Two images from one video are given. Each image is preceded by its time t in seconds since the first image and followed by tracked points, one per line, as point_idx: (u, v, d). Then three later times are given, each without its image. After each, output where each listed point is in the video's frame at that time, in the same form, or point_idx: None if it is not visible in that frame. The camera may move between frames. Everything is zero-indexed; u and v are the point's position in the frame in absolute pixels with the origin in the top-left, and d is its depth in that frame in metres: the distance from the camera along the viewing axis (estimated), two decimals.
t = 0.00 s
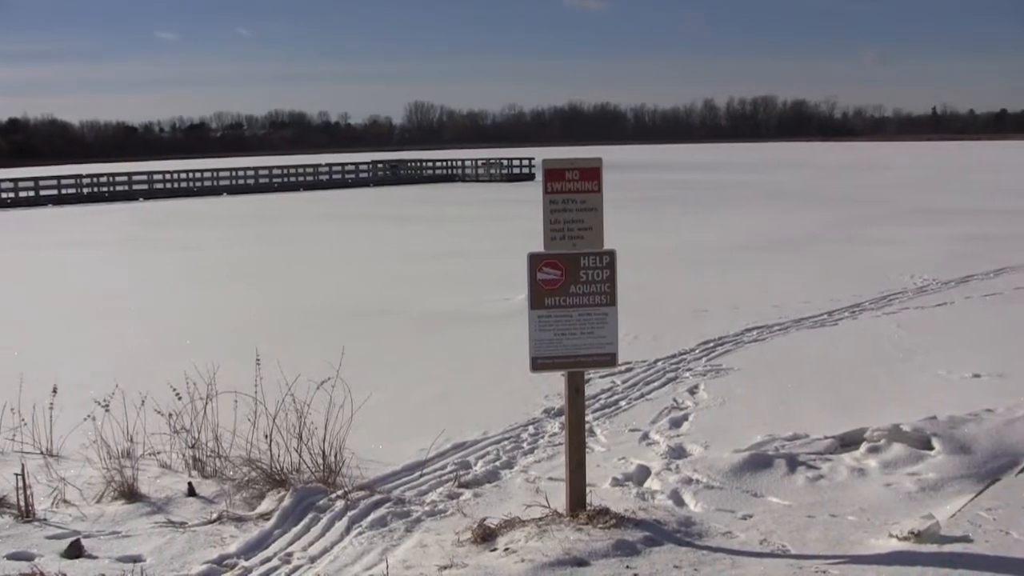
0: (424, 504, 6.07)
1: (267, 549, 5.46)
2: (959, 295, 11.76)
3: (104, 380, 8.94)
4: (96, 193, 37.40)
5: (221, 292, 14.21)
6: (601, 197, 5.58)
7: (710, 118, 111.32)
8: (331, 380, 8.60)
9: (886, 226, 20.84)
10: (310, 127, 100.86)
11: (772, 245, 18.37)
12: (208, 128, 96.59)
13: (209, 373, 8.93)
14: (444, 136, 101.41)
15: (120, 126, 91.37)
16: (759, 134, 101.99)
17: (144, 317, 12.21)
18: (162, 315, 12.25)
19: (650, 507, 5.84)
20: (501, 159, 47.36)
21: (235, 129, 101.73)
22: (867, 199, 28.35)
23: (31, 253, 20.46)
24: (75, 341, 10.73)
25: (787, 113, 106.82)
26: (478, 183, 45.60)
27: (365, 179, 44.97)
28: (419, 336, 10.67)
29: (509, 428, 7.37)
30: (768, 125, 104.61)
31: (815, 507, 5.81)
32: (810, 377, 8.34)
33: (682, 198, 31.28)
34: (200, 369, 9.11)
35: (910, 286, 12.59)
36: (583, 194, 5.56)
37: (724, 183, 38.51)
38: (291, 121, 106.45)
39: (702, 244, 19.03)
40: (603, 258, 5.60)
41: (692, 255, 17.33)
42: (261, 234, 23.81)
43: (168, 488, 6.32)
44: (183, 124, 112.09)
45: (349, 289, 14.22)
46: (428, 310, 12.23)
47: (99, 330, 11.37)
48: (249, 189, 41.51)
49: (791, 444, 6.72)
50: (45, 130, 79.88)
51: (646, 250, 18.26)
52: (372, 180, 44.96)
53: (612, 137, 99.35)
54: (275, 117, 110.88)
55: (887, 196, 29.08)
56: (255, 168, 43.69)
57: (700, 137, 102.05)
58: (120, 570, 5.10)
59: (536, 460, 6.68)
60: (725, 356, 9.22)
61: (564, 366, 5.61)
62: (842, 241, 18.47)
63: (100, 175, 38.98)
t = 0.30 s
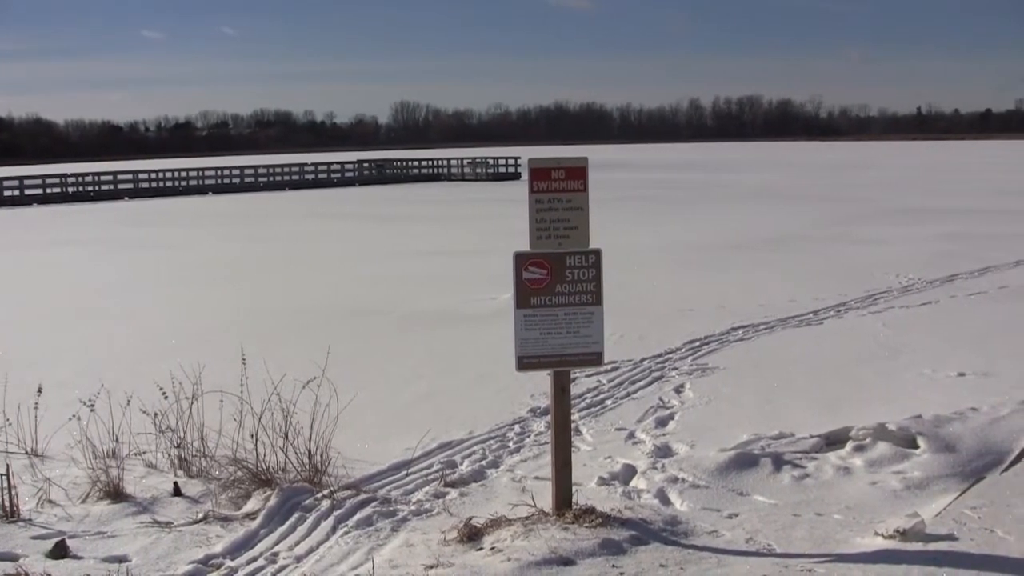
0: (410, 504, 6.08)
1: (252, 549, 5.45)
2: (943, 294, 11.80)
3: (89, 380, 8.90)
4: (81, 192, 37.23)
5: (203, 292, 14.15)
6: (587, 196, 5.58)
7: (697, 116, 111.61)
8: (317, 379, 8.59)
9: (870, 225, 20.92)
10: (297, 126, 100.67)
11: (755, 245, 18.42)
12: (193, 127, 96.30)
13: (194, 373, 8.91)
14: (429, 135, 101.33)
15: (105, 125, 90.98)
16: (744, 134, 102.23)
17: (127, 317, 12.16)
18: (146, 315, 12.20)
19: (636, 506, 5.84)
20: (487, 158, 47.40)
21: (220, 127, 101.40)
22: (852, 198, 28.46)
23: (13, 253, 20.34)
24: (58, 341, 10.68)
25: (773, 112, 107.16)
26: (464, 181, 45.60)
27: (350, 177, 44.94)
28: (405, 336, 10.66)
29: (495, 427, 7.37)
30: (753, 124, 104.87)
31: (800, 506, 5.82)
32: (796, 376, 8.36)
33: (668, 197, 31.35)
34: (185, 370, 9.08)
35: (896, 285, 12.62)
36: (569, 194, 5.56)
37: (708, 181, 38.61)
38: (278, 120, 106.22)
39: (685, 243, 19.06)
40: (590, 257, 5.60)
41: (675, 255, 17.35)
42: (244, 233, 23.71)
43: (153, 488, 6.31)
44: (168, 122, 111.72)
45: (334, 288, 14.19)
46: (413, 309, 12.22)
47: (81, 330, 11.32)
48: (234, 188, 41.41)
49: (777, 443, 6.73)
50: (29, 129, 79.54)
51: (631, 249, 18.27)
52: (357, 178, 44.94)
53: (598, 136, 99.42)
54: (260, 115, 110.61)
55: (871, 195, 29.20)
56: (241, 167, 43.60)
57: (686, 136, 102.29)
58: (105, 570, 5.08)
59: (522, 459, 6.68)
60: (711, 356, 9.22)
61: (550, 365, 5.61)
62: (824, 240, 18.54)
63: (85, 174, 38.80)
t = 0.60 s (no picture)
0: (397, 503, 6.07)
1: (239, 549, 5.45)
2: (929, 294, 11.83)
3: (75, 380, 8.87)
4: (68, 192, 37.07)
5: (187, 292, 14.08)
6: (573, 195, 5.58)
7: (683, 115, 111.88)
8: (303, 379, 8.57)
9: (855, 225, 20.98)
10: (285, 124, 100.46)
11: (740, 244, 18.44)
12: (180, 127, 96.06)
13: (181, 372, 8.88)
14: (417, 134, 101.24)
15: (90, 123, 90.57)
16: (732, 133, 102.44)
17: (111, 317, 12.11)
18: (130, 315, 12.15)
19: (623, 505, 5.85)
20: (474, 158, 47.40)
21: (205, 126, 101.09)
22: (838, 198, 28.53)
23: None
24: (42, 342, 10.63)
25: (760, 111, 107.44)
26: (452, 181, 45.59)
27: (337, 177, 44.90)
28: (392, 335, 10.65)
29: (481, 427, 7.37)
30: (741, 124, 105.08)
31: (787, 505, 5.83)
32: (782, 375, 8.38)
33: (655, 197, 31.41)
34: (172, 370, 9.06)
35: (883, 285, 12.64)
36: (556, 193, 5.56)
37: (694, 181, 38.68)
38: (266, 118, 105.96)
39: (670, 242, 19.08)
40: (576, 256, 5.61)
41: (660, 254, 17.34)
42: (229, 233, 23.62)
43: (139, 488, 6.30)
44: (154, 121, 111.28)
45: (320, 288, 14.16)
46: (399, 309, 12.21)
47: (65, 330, 11.27)
48: (221, 187, 41.31)
49: (764, 442, 6.75)
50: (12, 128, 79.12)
51: (616, 249, 18.27)
52: (344, 178, 44.90)
53: (586, 135, 99.51)
54: (247, 115, 110.32)
55: (857, 194, 29.30)
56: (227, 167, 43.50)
57: (674, 135, 102.48)
58: (92, 571, 5.07)
59: (509, 459, 6.67)
60: (698, 355, 9.23)
61: (536, 364, 5.61)
62: (810, 240, 18.57)
63: (71, 174, 38.61)
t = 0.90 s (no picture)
0: (383, 503, 6.07)
1: (224, 549, 5.44)
2: (914, 293, 11.85)
3: (59, 380, 8.84)
4: (53, 192, 36.86)
5: (169, 293, 14.03)
6: (559, 195, 5.58)
7: (669, 114, 112.07)
8: (289, 379, 8.56)
9: (840, 224, 21.02)
10: (271, 123, 100.20)
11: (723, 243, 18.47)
12: (165, 125, 95.71)
13: (167, 372, 8.86)
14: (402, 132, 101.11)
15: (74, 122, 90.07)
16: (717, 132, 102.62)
17: (94, 317, 12.05)
18: (113, 316, 12.09)
19: (609, 505, 5.85)
20: (460, 157, 47.39)
21: (190, 125, 100.66)
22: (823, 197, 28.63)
23: None
24: (24, 342, 10.58)
25: (746, 111, 107.69)
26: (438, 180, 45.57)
27: (323, 176, 44.84)
28: (377, 335, 10.64)
29: (466, 427, 7.37)
30: (727, 123, 105.32)
31: (772, 504, 5.84)
32: (768, 375, 8.40)
33: (642, 196, 31.45)
34: (157, 370, 9.03)
35: (868, 284, 12.66)
36: (541, 193, 5.56)
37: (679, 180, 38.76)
38: (251, 117, 105.67)
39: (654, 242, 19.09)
40: (562, 256, 5.61)
41: (644, 254, 17.34)
42: (214, 233, 23.55)
43: (125, 488, 6.29)
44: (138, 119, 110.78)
45: (304, 288, 14.13)
46: (383, 309, 12.19)
47: (46, 331, 11.21)
48: (207, 187, 41.17)
49: (750, 441, 6.75)
50: None
51: (600, 249, 18.27)
52: (330, 177, 44.85)
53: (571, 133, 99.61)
54: (233, 112, 109.93)
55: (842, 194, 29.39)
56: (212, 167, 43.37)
57: (661, 134, 102.62)
58: (76, 571, 5.06)
59: (494, 459, 6.68)
60: (683, 354, 9.25)
61: (522, 364, 5.61)
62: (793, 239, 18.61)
63: (55, 174, 38.38)
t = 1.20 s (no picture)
0: (366, 503, 6.07)
1: (208, 549, 5.43)
2: (896, 292, 11.89)
3: (42, 380, 8.80)
4: (35, 191, 36.59)
5: (149, 293, 13.97)
6: (542, 194, 5.58)
7: (652, 114, 112.31)
8: (273, 379, 8.55)
9: (823, 223, 21.07)
10: (255, 122, 99.89)
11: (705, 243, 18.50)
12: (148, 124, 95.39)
13: (151, 372, 8.83)
14: (386, 132, 101.01)
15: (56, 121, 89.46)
16: (701, 131, 102.85)
17: (74, 317, 11.98)
18: (93, 316, 12.02)
19: (593, 504, 5.86)
20: (443, 157, 47.35)
21: (174, 124, 100.11)
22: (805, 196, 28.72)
23: None
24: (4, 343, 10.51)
25: (730, 110, 107.97)
26: (422, 180, 45.52)
27: (306, 176, 44.77)
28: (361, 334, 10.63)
29: (450, 426, 7.37)
30: (711, 123, 105.54)
31: (755, 503, 5.84)
32: (751, 374, 8.42)
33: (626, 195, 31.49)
34: (141, 370, 9.00)
35: (850, 283, 12.69)
36: (525, 192, 5.56)
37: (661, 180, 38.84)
38: (234, 117, 105.28)
39: (635, 242, 19.10)
40: (545, 255, 5.61)
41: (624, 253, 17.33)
42: (196, 233, 23.45)
43: (108, 488, 6.27)
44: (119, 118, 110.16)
45: (286, 288, 14.09)
46: (365, 308, 12.17)
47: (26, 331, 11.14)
48: (189, 186, 41.00)
49: (733, 440, 6.76)
50: None
51: (580, 248, 18.26)
52: (313, 177, 44.79)
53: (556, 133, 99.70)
54: (217, 111, 109.54)
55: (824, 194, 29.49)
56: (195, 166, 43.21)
57: (645, 134, 102.75)
58: (58, 572, 5.05)
59: (478, 458, 6.68)
60: (667, 353, 9.26)
61: (505, 364, 5.61)
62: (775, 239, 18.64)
63: (36, 174, 38.10)
